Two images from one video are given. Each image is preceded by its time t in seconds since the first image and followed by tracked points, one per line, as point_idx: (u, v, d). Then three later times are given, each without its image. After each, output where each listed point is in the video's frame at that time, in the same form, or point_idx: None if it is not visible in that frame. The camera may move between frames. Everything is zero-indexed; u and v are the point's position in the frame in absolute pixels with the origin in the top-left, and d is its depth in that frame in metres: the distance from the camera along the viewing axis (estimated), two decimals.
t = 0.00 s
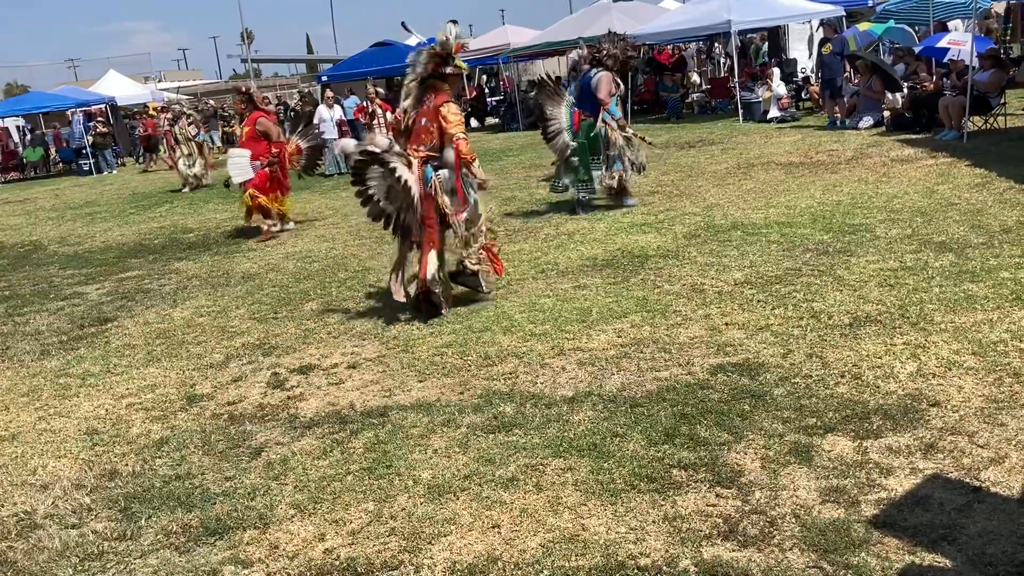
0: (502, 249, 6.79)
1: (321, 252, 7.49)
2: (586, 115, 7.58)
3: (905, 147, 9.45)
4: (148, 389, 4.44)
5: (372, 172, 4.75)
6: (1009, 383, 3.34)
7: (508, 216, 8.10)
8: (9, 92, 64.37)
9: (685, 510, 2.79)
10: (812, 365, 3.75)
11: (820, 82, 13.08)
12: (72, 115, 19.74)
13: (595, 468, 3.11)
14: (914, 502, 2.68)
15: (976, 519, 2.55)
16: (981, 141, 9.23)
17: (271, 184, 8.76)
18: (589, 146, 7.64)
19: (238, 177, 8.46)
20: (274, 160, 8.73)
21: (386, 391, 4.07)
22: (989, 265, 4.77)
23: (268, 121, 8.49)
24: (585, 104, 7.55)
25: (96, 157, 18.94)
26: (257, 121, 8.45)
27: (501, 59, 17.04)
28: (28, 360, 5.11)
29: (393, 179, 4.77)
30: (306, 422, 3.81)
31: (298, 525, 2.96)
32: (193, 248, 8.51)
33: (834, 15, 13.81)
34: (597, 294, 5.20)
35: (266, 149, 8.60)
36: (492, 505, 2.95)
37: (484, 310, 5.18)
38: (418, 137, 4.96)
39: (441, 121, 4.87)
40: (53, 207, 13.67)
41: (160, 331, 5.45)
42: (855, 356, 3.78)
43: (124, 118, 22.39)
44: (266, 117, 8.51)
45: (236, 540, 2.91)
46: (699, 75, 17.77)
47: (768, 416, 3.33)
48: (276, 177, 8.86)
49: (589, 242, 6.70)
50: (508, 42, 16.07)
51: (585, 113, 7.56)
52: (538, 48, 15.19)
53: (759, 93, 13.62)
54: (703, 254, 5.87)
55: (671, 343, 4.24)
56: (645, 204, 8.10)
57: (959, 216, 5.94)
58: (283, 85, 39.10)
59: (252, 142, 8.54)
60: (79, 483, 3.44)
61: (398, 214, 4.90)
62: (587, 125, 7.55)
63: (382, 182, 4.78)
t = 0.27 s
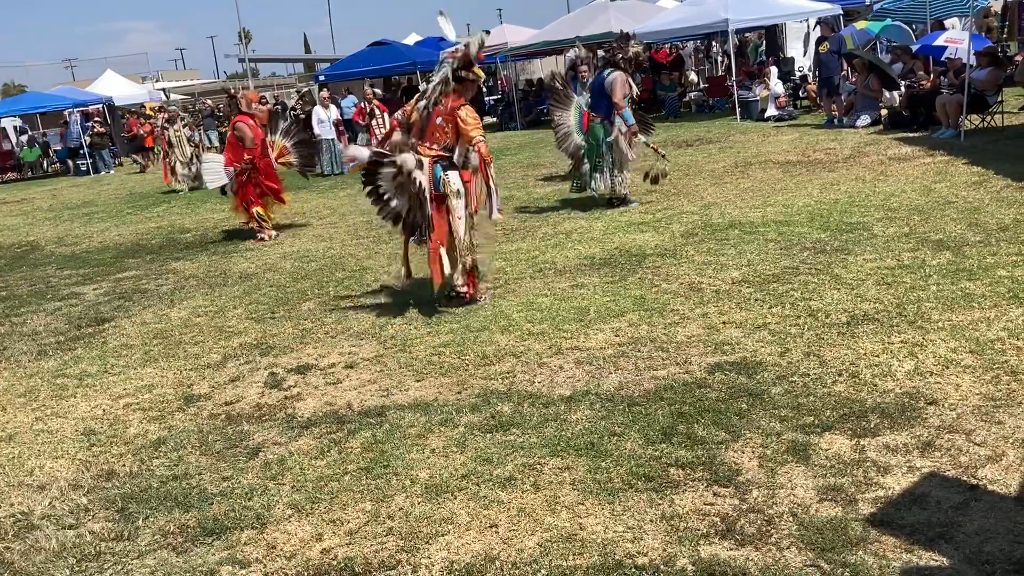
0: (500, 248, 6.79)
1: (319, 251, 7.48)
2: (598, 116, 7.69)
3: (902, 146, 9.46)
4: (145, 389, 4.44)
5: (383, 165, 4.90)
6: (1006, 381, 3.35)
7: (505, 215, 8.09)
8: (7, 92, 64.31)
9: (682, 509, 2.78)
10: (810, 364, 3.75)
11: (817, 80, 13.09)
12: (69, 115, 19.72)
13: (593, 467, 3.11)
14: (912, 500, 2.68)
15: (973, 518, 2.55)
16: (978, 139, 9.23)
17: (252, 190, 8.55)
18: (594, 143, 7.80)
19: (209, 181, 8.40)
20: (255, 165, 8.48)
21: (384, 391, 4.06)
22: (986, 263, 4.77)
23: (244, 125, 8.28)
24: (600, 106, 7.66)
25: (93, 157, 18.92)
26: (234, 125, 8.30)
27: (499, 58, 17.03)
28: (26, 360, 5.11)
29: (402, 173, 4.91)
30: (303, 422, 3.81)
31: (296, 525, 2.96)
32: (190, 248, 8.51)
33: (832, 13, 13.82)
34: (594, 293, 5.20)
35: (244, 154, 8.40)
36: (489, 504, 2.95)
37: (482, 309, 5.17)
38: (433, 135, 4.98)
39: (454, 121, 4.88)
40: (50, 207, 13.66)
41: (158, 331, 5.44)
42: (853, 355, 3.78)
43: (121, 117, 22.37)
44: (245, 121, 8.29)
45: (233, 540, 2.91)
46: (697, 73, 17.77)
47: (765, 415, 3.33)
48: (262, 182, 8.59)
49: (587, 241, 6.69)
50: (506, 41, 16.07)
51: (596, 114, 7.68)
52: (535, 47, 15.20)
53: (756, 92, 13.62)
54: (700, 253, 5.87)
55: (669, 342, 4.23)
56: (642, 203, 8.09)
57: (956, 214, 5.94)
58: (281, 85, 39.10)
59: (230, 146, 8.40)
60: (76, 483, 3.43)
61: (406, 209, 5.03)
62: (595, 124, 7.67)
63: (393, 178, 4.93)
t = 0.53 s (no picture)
0: (496, 248, 6.79)
1: (315, 251, 7.47)
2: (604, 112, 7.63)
3: (898, 144, 9.47)
4: (141, 390, 4.43)
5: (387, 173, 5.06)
6: (1002, 379, 3.35)
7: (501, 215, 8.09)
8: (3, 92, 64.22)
9: (679, 509, 2.78)
10: (806, 363, 3.76)
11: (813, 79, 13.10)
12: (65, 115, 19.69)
13: (589, 467, 3.11)
14: (908, 499, 2.68)
15: (969, 516, 2.55)
16: (974, 138, 9.24)
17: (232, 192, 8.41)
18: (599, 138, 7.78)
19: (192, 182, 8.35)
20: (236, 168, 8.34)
21: (380, 391, 4.06)
22: (982, 261, 4.78)
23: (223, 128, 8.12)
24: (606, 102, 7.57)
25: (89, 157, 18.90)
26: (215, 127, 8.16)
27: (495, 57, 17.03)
28: (21, 361, 5.10)
29: (405, 180, 5.03)
30: (300, 423, 3.81)
31: (292, 526, 2.96)
32: (186, 248, 8.50)
33: (828, 12, 13.83)
34: (591, 293, 5.21)
35: (223, 156, 8.26)
36: (486, 504, 2.95)
37: (478, 309, 5.17)
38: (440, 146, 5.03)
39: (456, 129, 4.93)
40: (46, 207, 13.64)
41: (154, 332, 5.44)
42: (849, 353, 3.79)
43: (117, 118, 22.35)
44: (226, 123, 8.12)
45: (230, 541, 2.90)
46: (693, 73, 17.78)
47: (761, 414, 3.33)
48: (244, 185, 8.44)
49: (584, 241, 6.69)
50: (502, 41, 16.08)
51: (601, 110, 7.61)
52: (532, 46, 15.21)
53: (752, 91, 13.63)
54: (697, 252, 5.87)
55: (665, 341, 4.24)
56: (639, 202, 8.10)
57: (952, 212, 5.94)
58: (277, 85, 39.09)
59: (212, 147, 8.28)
60: (72, 485, 3.43)
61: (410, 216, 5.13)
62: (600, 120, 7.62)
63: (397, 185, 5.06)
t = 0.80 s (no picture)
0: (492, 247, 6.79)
1: (311, 251, 7.47)
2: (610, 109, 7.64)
3: (893, 143, 9.48)
4: (137, 391, 4.43)
5: (396, 161, 4.98)
6: (997, 376, 3.36)
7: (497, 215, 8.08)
8: None
9: (675, 507, 2.79)
10: (801, 361, 3.76)
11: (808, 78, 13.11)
12: (60, 116, 19.65)
13: (585, 466, 3.11)
14: (904, 496, 2.68)
15: (965, 514, 2.55)
16: (969, 136, 9.25)
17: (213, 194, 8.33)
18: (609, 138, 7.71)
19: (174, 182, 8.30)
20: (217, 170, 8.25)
21: (376, 391, 4.05)
22: (977, 259, 4.79)
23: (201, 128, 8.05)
24: (610, 98, 7.62)
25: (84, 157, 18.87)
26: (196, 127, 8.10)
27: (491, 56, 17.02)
28: (16, 362, 5.09)
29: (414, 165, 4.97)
30: (296, 423, 3.80)
31: (289, 526, 2.95)
32: (181, 249, 8.48)
33: (822, 10, 13.83)
34: (587, 292, 5.21)
35: (204, 157, 8.18)
36: (482, 503, 2.95)
37: (475, 308, 5.17)
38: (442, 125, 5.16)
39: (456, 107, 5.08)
40: (41, 207, 13.62)
41: (150, 332, 5.43)
42: (845, 351, 3.79)
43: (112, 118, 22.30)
44: (206, 123, 8.06)
45: (226, 541, 2.90)
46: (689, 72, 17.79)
47: (757, 412, 3.33)
48: (226, 187, 8.34)
49: (580, 240, 6.70)
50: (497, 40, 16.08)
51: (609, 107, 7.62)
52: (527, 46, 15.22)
53: (747, 89, 13.65)
54: (692, 251, 5.87)
55: (661, 340, 4.24)
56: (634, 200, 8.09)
57: (947, 211, 5.95)
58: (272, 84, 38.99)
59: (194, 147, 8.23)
60: (67, 486, 3.42)
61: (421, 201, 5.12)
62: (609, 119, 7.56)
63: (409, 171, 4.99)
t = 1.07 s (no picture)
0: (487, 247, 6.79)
1: (306, 251, 7.46)
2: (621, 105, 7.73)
3: (887, 141, 9.49)
4: (131, 391, 4.41)
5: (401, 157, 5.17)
6: (991, 374, 3.36)
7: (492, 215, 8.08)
8: None
9: (670, 506, 2.78)
10: (796, 359, 3.76)
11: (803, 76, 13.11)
12: (54, 116, 19.61)
13: (580, 465, 3.11)
14: (899, 494, 2.69)
15: (959, 511, 2.56)
16: (963, 135, 9.26)
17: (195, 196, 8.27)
18: (621, 134, 7.77)
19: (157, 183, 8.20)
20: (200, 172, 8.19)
21: (371, 391, 4.05)
22: (971, 257, 4.79)
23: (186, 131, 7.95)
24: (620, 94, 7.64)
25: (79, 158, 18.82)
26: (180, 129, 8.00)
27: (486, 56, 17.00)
28: (10, 363, 5.08)
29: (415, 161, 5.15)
30: (290, 423, 3.80)
31: (283, 526, 2.95)
32: (176, 249, 8.46)
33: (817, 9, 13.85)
34: (582, 291, 5.20)
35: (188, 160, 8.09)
36: (478, 503, 2.95)
37: (470, 307, 5.17)
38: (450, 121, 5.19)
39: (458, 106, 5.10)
40: (35, 208, 13.59)
41: (144, 333, 5.41)
42: (839, 350, 3.80)
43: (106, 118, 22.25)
44: (191, 125, 7.97)
45: (221, 541, 2.90)
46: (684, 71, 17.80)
47: (752, 411, 3.33)
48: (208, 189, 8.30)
49: (575, 239, 6.69)
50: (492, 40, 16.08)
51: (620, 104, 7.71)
52: (522, 45, 15.22)
53: (742, 88, 13.66)
54: (687, 250, 5.87)
55: (656, 338, 4.24)
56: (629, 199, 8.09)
57: (941, 209, 5.96)
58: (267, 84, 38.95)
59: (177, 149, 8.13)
60: (61, 487, 3.41)
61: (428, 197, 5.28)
62: (618, 115, 7.58)
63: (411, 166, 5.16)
